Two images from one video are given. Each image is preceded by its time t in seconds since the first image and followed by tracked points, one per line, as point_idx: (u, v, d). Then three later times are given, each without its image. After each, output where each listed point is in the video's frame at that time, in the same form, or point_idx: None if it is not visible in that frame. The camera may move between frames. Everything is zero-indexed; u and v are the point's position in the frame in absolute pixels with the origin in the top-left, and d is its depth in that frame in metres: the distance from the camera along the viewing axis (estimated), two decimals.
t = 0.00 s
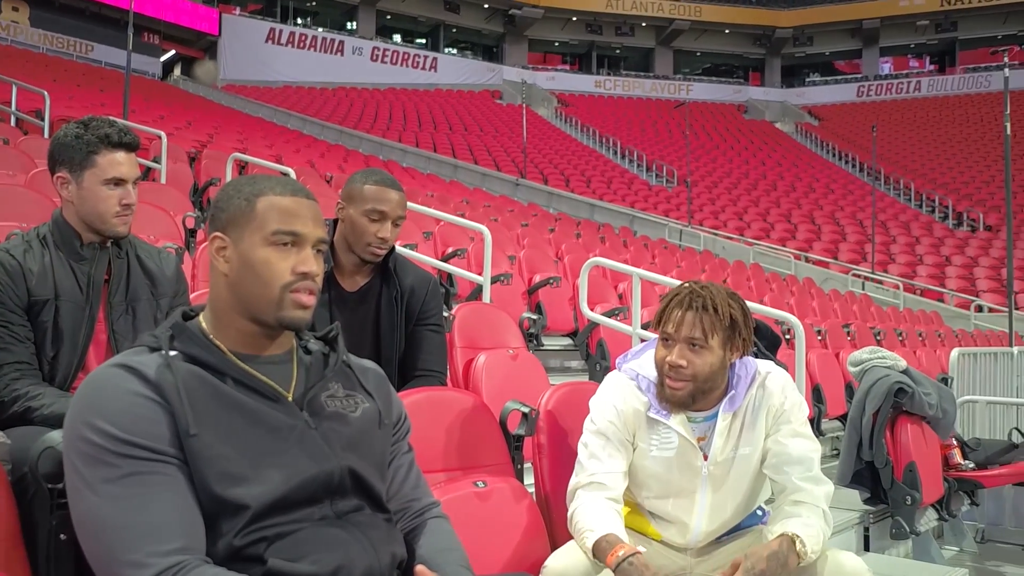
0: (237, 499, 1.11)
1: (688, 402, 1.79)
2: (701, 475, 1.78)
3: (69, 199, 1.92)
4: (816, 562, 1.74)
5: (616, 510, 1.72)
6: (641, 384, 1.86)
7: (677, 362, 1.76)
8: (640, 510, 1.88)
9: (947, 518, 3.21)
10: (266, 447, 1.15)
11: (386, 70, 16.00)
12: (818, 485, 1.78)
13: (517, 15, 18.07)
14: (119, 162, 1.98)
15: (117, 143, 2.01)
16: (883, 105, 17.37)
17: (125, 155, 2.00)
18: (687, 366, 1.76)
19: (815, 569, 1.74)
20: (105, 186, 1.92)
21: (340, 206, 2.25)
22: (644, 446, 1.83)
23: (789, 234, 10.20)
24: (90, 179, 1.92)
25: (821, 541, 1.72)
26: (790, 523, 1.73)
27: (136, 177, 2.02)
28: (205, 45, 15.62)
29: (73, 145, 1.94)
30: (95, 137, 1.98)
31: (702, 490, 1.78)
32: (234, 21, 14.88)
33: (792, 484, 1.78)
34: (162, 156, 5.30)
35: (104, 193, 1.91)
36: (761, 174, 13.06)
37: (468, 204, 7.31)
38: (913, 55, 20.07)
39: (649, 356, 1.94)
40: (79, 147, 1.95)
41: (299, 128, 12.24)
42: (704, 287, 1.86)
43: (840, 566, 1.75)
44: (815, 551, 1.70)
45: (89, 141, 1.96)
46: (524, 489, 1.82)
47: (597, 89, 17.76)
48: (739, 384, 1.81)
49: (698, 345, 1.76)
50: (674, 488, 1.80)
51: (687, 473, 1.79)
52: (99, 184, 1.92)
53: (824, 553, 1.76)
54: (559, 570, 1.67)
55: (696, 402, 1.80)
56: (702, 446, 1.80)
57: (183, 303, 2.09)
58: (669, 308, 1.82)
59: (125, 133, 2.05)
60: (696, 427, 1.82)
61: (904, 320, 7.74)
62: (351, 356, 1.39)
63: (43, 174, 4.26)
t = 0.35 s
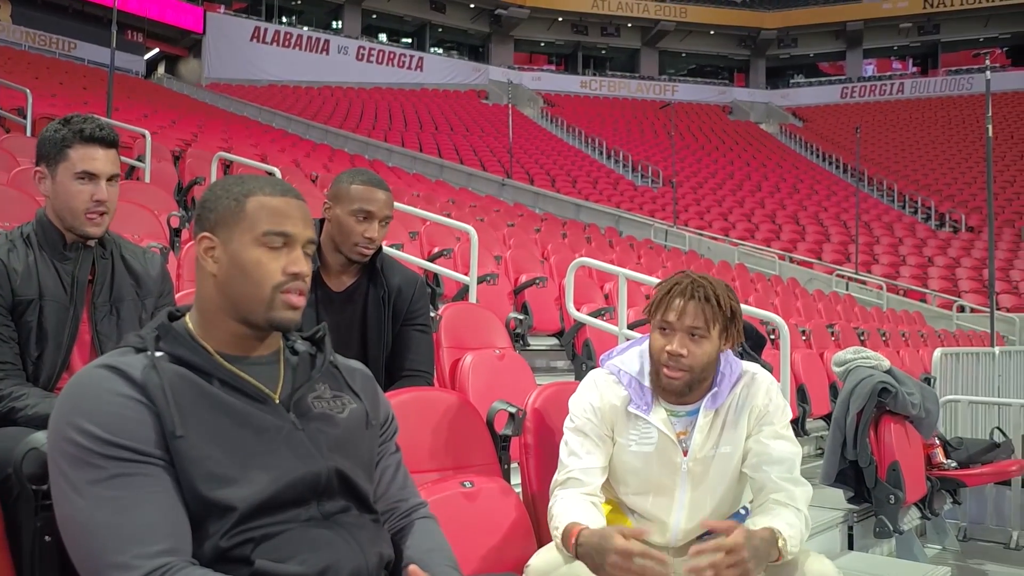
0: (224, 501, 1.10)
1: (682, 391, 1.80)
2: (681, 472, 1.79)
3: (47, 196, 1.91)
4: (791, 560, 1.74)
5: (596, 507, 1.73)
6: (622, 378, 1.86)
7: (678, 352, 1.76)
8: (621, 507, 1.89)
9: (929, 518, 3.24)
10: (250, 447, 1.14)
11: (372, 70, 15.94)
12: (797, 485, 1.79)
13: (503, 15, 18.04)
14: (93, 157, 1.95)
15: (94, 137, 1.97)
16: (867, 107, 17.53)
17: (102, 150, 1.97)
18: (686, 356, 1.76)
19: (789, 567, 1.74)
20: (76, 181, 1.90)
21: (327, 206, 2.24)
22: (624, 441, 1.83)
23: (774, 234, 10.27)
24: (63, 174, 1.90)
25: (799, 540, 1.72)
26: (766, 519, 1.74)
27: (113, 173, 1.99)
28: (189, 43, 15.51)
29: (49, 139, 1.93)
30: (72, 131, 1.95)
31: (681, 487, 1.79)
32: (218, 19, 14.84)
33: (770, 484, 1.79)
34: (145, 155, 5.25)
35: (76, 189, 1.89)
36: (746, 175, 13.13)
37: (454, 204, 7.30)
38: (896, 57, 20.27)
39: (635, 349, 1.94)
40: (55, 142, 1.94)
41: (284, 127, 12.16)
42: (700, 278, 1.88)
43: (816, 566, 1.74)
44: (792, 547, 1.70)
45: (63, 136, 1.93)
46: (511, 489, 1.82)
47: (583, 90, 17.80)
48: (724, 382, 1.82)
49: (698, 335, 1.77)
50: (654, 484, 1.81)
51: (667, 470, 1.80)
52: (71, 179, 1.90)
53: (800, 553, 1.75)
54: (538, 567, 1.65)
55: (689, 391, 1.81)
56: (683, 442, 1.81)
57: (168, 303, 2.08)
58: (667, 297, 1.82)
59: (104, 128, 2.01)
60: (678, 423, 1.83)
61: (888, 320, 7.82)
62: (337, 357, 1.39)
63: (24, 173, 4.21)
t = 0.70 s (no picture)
0: (222, 500, 1.10)
1: (676, 396, 1.80)
2: (682, 476, 1.79)
3: (40, 195, 1.92)
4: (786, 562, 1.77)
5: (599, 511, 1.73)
6: (621, 382, 1.86)
7: (669, 355, 1.77)
8: (620, 509, 1.88)
9: (922, 517, 3.26)
10: (250, 447, 1.14)
11: (364, 69, 15.90)
12: (796, 486, 1.81)
13: (496, 15, 18.02)
14: (86, 155, 1.96)
15: (87, 135, 1.98)
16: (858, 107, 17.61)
17: (95, 148, 1.98)
18: (678, 360, 1.77)
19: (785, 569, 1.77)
20: (68, 179, 1.91)
21: (322, 206, 2.23)
22: (624, 446, 1.83)
23: (766, 234, 10.30)
24: (56, 173, 1.92)
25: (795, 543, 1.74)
26: (767, 523, 1.76)
27: (107, 170, 2.01)
28: (181, 42, 15.44)
29: (41, 139, 1.94)
30: (64, 129, 1.96)
31: (682, 491, 1.80)
32: (210, 18, 14.80)
33: (772, 485, 1.81)
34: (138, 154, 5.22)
35: (69, 187, 1.90)
36: (739, 175, 13.17)
37: (448, 203, 7.29)
38: (888, 58, 20.37)
39: (632, 354, 1.94)
40: (47, 140, 1.95)
41: (276, 126, 12.12)
42: (693, 283, 1.89)
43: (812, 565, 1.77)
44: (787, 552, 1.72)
45: (56, 133, 1.95)
46: (508, 489, 1.81)
47: (576, 90, 17.82)
48: (722, 385, 1.83)
49: (690, 338, 1.79)
50: (655, 488, 1.81)
51: (667, 474, 1.80)
52: (64, 177, 1.92)
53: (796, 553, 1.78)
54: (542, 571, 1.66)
55: (683, 397, 1.81)
56: (684, 446, 1.81)
57: (163, 303, 2.06)
58: (658, 303, 1.84)
59: (97, 125, 2.03)
60: (678, 428, 1.84)
61: (880, 320, 7.86)
62: (335, 356, 1.39)
63: (16, 172, 4.19)
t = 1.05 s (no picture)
0: (225, 499, 1.09)
1: (679, 396, 1.81)
2: (686, 476, 1.79)
3: (40, 193, 1.92)
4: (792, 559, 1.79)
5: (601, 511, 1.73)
6: (624, 383, 1.86)
7: (668, 357, 1.78)
8: (624, 509, 1.88)
9: (921, 517, 3.27)
10: (255, 445, 1.14)
11: (361, 69, 15.88)
12: (801, 484, 1.81)
13: (493, 15, 18.01)
14: (86, 152, 1.96)
15: (86, 132, 1.98)
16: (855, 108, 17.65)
17: (94, 145, 1.98)
18: (677, 360, 1.78)
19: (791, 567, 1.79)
20: (68, 176, 1.91)
21: (322, 206, 2.22)
22: (628, 446, 1.84)
23: (764, 235, 10.31)
24: (55, 170, 1.92)
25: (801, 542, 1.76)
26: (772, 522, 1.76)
27: (107, 168, 2.00)
28: (178, 42, 15.41)
29: (40, 136, 1.94)
30: (64, 126, 1.96)
31: (686, 490, 1.80)
32: (206, 18, 14.73)
33: (778, 485, 1.81)
34: (135, 154, 5.21)
35: (68, 184, 1.90)
36: (736, 175, 13.19)
37: (445, 203, 7.28)
38: (885, 58, 20.42)
39: (633, 354, 1.94)
40: (46, 138, 1.95)
41: (273, 126, 12.11)
42: (684, 282, 1.89)
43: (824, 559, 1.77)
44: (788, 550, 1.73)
45: (55, 131, 1.95)
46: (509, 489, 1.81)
47: (573, 90, 17.83)
48: (726, 385, 1.83)
49: (686, 337, 1.79)
50: (659, 488, 1.81)
51: (671, 474, 1.80)
52: (63, 175, 1.92)
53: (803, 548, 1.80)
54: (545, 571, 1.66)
55: (686, 396, 1.82)
56: (687, 445, 1.82)
57: (163, 302, 2.06)
58: (652, 306, 1.84)
59: (95, 123, 2.03)
60: (682, 427, 1.85)
61: (877, 320, 7.89)
62: (338, 356, 1.38)
63: (14, 170, 4.18)
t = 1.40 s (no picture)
0: (228, 500, 1.09)
1: (677, 392, 1.80)
2: (684, 473, 1.79)
3: (42, 192, 1.92)
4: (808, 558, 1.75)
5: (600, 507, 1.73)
6: (624, 378, 1.86)
7: (664, 351, 1.78)
8: (623, 507, 1.88)
9: (921, 516, 3.28)
10: (258, 446, 1.14)
11: (360, 69, 15.87)
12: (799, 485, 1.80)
13: (492, 15, 17.99)
14: (88, 150, 1.96)
15: (89, 131, 1.99)
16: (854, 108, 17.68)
17: (97, 144, 1.99)
18: (674, 355, 1.77)
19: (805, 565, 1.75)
20: (70, 175, 1.91)
21: (322, 205, 2.22)
22: (627, 441, 1.83)
23: (762, 235, 10.32)
24: (58, 169, 1.92)
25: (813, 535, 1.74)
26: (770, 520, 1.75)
27: (108, 167, 2.01)
28: (177, 41, 15.40)
29: (41, 136, 1.94)
30: (66, 125, 1.97)
31: (684, 488, 1.80)
32: (205, 17, 14.70)
33: (783, 483, 1.81)
34: (135, 154, 5.21)
35: (71, 182, 1.90)
36: (735, 175, 13.20)
37: (445, 203, 7.28)
38: (883, 58, 20.45)
39: (635, 350, 1.95)
40: (48, 138, 1.95)
41: (272, 126, 12.10)
42: (683, 278, 1.89)
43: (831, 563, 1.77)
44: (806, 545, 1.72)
45: (57, 130, 1.95)
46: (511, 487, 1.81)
47: (572, 90, 17.83)
48: (727, 383, 1.82)
49: (683, 332, 1.79)
50: (657, 485, 1.81)
51: (669, 471, 1.80)
52: (66, 174, 1.92)
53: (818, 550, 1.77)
54: (543, 569, 1.67)
55: (685, 392, 1.82)
56: (686, 442, 1.82)
57: (165, 302, 2.05)
58: (650, 301, 1.84)
59: (97, 122, 2.03)
60: (680, 423, 1.85)
61: (876, 320, 7.90)
62: (341, 355, 1.38)
63: (14, 170, 4.18)
